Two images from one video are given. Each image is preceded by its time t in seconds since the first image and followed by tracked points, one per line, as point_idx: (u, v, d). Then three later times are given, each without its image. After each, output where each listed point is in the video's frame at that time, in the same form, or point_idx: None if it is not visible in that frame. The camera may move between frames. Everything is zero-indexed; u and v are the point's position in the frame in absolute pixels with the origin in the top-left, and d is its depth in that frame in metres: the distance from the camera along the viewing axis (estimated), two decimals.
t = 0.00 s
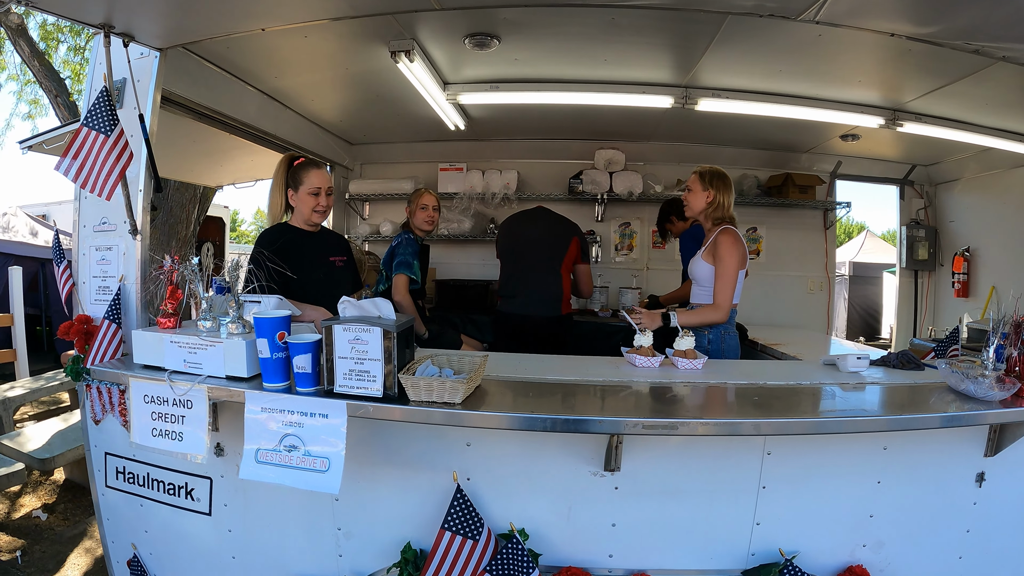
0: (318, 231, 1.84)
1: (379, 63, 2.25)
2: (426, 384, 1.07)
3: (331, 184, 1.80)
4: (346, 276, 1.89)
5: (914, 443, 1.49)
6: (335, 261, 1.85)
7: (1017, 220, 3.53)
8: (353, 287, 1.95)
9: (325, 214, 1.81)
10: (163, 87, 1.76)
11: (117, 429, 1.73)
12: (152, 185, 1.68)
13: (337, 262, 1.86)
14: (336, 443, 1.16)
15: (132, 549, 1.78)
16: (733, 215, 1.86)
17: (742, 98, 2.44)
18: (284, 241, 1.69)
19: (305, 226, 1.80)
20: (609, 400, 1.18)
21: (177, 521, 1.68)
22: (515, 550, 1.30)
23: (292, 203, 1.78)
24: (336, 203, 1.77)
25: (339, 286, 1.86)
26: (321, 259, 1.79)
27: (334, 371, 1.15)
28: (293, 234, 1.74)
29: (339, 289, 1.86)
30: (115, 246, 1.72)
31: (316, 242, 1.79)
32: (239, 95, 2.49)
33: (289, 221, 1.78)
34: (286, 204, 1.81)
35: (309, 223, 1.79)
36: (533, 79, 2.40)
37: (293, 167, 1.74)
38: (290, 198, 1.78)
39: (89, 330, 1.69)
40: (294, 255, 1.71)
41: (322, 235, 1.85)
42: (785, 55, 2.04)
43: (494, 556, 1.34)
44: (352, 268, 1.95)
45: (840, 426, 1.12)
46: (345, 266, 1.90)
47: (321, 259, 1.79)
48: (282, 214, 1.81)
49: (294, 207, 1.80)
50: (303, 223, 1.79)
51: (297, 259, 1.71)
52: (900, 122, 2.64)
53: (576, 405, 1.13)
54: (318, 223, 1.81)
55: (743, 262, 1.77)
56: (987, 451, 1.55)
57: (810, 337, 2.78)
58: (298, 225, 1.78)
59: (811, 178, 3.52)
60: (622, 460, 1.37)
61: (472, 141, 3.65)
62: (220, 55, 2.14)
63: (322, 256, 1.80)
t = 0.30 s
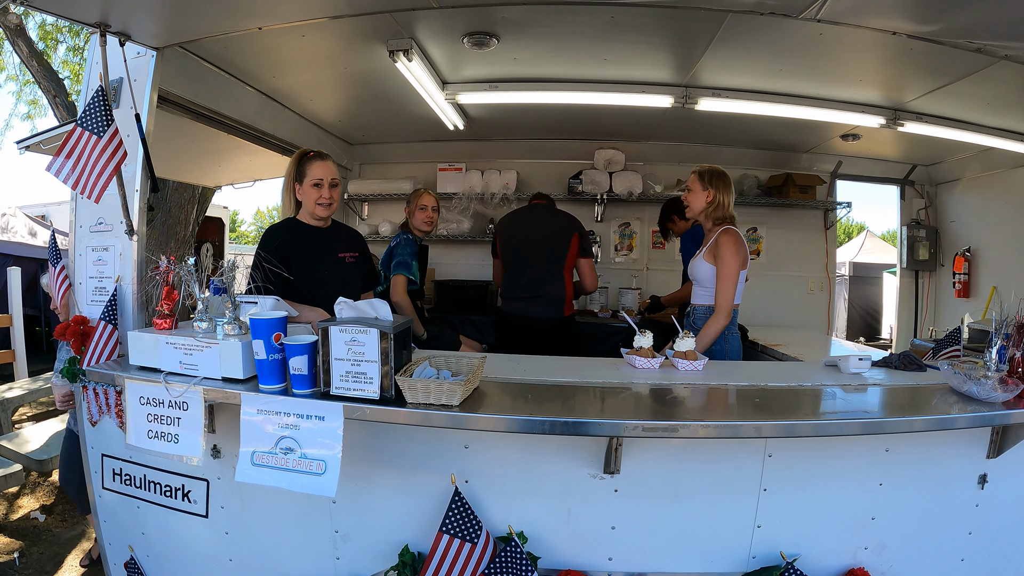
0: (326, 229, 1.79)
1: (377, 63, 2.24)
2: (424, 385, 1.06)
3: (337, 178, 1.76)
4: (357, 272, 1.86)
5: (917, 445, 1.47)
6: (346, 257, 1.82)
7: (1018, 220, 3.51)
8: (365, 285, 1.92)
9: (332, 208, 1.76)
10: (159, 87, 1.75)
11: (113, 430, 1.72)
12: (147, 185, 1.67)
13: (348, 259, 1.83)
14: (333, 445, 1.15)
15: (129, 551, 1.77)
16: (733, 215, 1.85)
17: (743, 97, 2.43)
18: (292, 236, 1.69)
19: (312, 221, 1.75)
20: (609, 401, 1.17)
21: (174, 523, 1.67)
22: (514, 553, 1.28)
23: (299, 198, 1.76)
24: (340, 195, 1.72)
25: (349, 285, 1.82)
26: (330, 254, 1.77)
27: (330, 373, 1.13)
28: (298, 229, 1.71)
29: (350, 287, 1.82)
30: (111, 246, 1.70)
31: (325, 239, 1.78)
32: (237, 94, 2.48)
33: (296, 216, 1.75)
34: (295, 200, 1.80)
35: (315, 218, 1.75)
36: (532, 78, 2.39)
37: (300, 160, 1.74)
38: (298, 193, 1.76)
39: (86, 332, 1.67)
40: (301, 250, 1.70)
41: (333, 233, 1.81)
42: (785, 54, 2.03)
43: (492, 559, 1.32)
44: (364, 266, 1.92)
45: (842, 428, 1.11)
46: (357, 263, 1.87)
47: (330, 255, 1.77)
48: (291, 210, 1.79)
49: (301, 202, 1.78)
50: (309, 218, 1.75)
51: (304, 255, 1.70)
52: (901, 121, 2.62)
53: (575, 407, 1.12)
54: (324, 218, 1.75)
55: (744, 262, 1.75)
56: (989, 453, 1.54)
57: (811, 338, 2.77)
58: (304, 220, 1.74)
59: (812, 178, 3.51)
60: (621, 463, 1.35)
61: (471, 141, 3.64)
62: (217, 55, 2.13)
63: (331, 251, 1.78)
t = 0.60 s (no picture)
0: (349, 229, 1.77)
1: (374, 62, 2.23)
2: (419, 386, 1.06)
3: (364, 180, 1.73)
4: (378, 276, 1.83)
5: (915, 445, 1.47)
6: (368, 260, 1.79)
7: (1016, 220, 3.52)
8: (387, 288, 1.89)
9: (358, 210, 1.73)
10: (155, 87, 1.74)
11: (109, 432, 1.71)
12: (141, 186, 1.65)
13: (370, 262, 1.80)
14: (329, 446, 1.14)
15: (125, 553, 1.76)
16: (729, 215, 1.85)
17: (740, 97, 2.43)
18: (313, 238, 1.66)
19: (336, 222, 1.73)
20: (607, 401, 1.17)
21: (170, 525, 1.66)
22: (510, 555, 1.28)
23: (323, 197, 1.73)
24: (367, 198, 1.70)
25: (369, 287, 1.79)
26: (352, 257, 1.74)
27: (325, 374, 1.12)
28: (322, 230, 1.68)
29: (370, 291, 1.79)
30: (106, 247, 1.69)
31: (347, 241, 1.74)
32: (234, 94, 2.47)
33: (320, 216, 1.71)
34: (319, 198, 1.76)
35: (340, 219, 1.72)
36: (528, 78, 2.39)
37: (325, 159, 1.69)
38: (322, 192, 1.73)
39: (81, 333, 1.67)
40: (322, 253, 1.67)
41: (355, 234, 1.79)
42: (783, 53, 2.03)
43: (488, 561, 1.31)
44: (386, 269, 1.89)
45: (841, 429, 1.11)
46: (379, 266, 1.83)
47: (352, 258, 1.74)
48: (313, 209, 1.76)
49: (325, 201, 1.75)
50: (333, 219, 1.72)
51: (324, 258, 1.67)
52: (899, 121, 2.62)
53: (572, 408, 1.11)
54: (349, 219, 1.73)
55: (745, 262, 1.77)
56: (987, 453, 1.53)
57: (808, 338, 2.76)
58: (329, 220, 1.71)
59: (809, 178, 3.51)
60: (618, 463, 1.35)
61: (468, 141, 3.63)
62: (214, 55, 2.13)
63: (353, 254, 1.75)
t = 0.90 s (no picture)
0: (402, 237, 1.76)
1: (369, 62, 2.23)
2: (412, 387, 1.05)
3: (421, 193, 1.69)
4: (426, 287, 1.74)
5: (909, 446, 1.47)
6: (416, 270, 1.71)
7: (1010, 220, 3.53)
8: (437, 298, 1.80)
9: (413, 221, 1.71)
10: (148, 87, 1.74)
11: (102, 432, 1.70)
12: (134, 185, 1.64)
13: (419, 271, 1.72)
14: (322, 447, 1.14)
15: (118, 554, 1.75)
16: (727, 216, 1.85)
17: (735, 97, 2.43)
18: (362, 244, 1.64)
19: (391, 232, 1.70)
20: (601, 402, 1.17)
21: (163, 526, 1.65)
22: (503, 555, 1.27)
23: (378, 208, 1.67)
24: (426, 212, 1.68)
25: (418, 295, 1.72)
26: (400, 265, 1.68)
27: (317, 375, 1.12)
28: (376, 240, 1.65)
29: (416, 301, 1.71)
30: (100, 247, 1.69)
31: (397, 249, 1.69)
32: (229, 93, 2.46)
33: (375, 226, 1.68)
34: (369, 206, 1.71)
35: (395, 230, 1.70)
36: (523, 78, 2.39)
37: (384, 172, 1.62)
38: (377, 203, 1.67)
39: (74, 333, 1.66)
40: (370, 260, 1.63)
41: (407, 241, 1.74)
42: (778, 54, 2.03)
43: (482, 561, 1.31)
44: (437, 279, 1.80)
45: (834, 429, 1.11)
46: (428, 276, 1.75)
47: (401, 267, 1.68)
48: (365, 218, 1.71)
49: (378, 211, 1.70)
50: (389, 230, 1.69)
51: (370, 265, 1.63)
52: (893, 121, 2.63)
53: (567, 408, 1.11)
54: (405, 230, 1.71)
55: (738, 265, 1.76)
56: (982, 453, 1.54)
57: (803, 337, 2.77)
58: (384, 231, 1.68)
59: (804, 178, 3.51)
60: (612, 464, 1.35)
61: (463, 141, 3.63)
62: (209, 54, 2.12)
63: (402, 263, 1.68)
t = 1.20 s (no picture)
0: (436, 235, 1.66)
1: (363, 61, 2.22)
2: (401, 387, 1.05)
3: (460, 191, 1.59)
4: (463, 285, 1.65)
5: (900, 446, 1.47)
6: (456, 267, 1.62)
7: (1003, 220, 3.54)
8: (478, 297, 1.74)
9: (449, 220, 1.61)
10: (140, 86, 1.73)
11: (94, 432, 1.70)
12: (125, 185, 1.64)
13: (458, 269, 1.63)
14: (312, 447, 1.13)
15: (110, 553, 1.75)
16: (721, 216, 1.86)
17: (729, 97, 2.43)
18: (407, 237, 1.53)
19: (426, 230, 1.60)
20: (593, 402, 1.16)
21: (155, 526, 1.65)
22: (494, 555, 1.27)
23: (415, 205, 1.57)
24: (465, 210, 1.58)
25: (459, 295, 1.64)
26: (441, 263, 1.58)
27: (307, 374, 1.12)
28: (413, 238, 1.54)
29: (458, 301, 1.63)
30: (91, 246, 1.68)
31: (439, 246, 1.59)
32: (222, 93, 2.46)
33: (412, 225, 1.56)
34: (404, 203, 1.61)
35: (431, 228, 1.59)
36: (515, 78, 2.39)
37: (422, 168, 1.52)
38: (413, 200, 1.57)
39: (66, 332, 1.66)
40: (415, 255, 1.53)
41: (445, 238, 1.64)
42: (771, 53, 2.03)
43: (473, 561, 1.31)
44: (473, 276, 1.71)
45: (824, 429, 1.10)
46: (466, 274, 1.66)
47: (441, 264, 1.58)
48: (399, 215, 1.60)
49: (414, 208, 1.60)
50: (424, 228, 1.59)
51: (414, 260, 1.53)
52: (887, 121, 2.63)
53: (558, 408, 1.11)
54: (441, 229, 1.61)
55: (725, 263, 1.76)
56: (974, 453, 1.54)
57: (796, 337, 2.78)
58: (421, 230, 1.57)
59: (797, 178, 3.52)
60: (603, 464, 1.34)
61: (456, 141, 3.62)
62: (202, 54, 2.12)
63: (443, 259, 1.59)
